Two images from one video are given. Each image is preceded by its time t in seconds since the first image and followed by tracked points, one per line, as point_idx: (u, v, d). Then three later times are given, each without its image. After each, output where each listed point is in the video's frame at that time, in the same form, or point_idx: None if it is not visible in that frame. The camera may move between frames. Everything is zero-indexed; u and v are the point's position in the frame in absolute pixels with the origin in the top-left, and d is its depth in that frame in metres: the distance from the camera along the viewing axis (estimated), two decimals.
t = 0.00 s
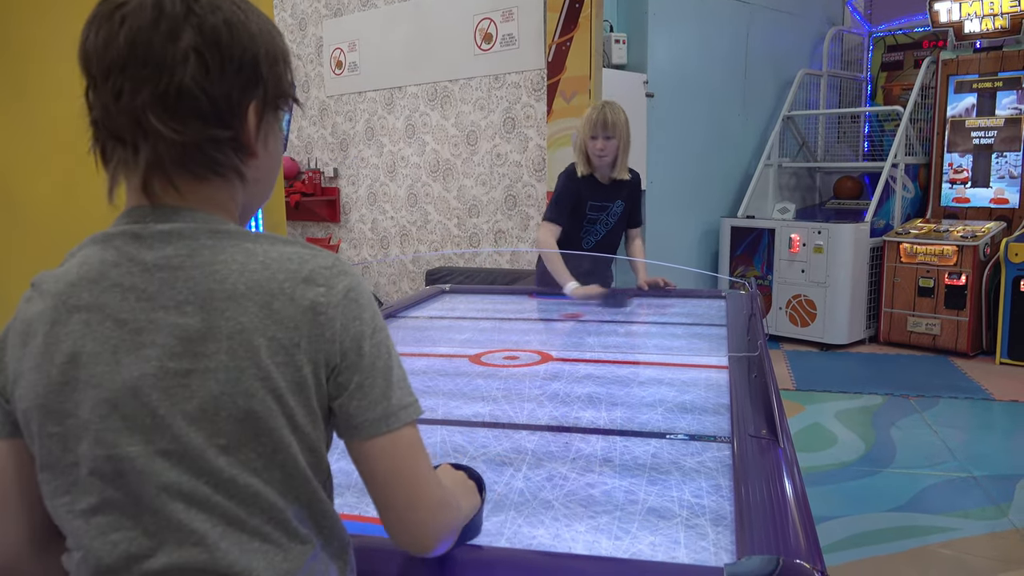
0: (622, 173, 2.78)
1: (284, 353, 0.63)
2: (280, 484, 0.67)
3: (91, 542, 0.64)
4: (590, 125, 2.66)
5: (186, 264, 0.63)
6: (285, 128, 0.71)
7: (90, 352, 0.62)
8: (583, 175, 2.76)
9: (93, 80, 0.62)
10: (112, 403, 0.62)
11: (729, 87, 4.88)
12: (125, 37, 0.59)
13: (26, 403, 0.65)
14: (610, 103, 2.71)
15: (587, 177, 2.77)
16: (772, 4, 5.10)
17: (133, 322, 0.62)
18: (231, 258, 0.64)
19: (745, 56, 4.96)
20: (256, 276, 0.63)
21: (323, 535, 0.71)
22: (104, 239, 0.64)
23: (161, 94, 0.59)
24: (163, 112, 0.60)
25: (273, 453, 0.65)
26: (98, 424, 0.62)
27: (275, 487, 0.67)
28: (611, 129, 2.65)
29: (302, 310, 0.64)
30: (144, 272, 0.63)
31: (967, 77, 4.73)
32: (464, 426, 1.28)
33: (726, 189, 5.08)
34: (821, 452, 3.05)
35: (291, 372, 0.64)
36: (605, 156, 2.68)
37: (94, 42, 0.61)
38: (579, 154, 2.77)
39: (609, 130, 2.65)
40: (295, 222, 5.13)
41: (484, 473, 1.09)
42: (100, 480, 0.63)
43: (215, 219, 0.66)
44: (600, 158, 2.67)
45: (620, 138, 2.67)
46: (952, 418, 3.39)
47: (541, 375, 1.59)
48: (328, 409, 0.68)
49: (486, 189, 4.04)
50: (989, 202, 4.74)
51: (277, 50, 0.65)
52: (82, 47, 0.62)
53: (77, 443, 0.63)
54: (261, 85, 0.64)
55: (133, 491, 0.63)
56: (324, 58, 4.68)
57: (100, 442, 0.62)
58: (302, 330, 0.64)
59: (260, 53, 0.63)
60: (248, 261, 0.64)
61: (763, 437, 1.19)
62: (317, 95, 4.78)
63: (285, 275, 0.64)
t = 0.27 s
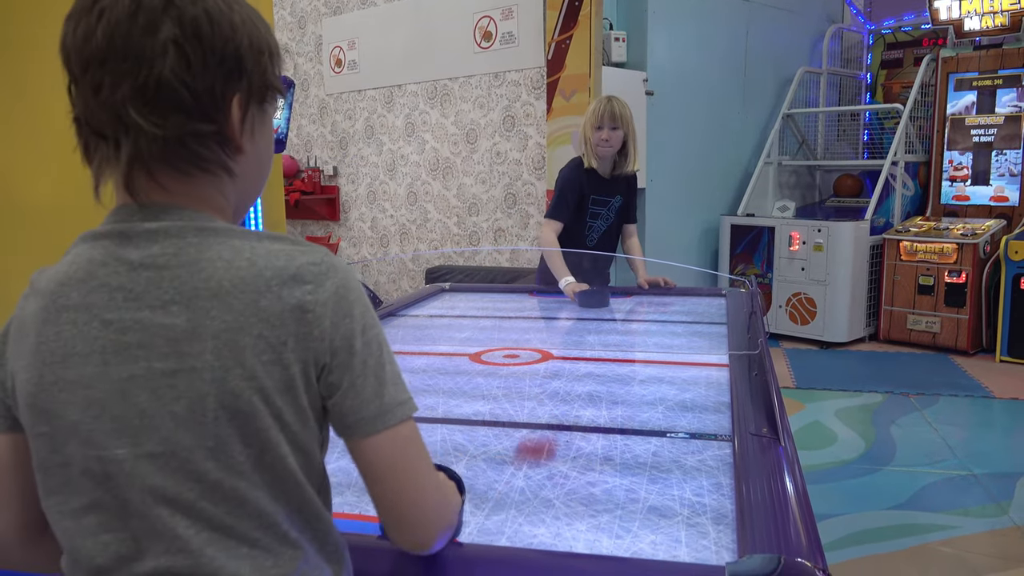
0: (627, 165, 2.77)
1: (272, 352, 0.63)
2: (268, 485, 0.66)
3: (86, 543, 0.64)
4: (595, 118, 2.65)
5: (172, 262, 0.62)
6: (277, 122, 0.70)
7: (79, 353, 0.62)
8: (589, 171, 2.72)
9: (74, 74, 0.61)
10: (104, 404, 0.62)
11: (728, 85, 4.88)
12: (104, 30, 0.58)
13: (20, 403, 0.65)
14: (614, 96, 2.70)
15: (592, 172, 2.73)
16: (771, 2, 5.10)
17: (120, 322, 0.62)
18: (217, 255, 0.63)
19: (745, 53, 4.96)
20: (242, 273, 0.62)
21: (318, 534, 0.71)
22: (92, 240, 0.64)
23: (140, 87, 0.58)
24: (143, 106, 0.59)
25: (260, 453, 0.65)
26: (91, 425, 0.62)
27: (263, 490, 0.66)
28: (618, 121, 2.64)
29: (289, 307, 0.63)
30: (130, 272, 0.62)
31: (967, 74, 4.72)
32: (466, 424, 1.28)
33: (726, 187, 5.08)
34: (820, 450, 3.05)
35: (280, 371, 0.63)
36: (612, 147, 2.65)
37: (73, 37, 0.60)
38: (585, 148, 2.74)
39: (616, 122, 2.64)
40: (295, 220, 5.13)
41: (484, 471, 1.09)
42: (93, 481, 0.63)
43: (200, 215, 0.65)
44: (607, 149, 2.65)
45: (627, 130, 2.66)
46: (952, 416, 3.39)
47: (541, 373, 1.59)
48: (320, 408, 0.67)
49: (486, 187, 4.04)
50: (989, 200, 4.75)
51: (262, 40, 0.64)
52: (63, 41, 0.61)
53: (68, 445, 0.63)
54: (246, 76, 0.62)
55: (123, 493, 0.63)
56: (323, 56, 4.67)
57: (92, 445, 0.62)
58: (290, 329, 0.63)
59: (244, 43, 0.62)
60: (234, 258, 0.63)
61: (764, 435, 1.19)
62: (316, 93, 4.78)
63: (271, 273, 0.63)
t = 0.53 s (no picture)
0: (619, 162, 2.81)
1: (260, 360, 0.62)
2: (255, 495, 0.65)
3: (72, 546, 0.64)
4: (592, 112, 2.66)
5: (159, 264, 0.61)
6: (270, 126, 0.70)
7: (54, 352, 0.62)
8: (581, 165, 2.76)
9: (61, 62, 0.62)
10: (83, 407, 0.61)
11: (728, 84, 4.88)
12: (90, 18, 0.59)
13: (3, 405, 0.64)
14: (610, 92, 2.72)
15: (586, 167, 2.77)
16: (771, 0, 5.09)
17: (97, 322, 0.61)
18: (205, 257, 0.62)
19: (744, 52, 4.95)
20: (232, 279, 0.61)
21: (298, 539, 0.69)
22: (75, 237, 0.63)
23: (117, 74, 0.58)
24: (119, 93, 0.59)
25: (245, 464, 0.63)
26: (70, 426, 0.62)
27: (243, 499, 0.64)
28: (614, 117, 2.66)
29: (278, 314, 0.62)
30: (111, 270, 0.61)
31: (967, 72, 4.72)
32: (466, 423, 1.28)
33: (726, 186, 5.08)
34: (821, 448, 3.05)
35: (267, 377, 0.62)
36: (608, 142, 2.68)
37: (62, 27, 0.61)
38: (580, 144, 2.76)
39: (613, 117, 2.66)
40: (295, 219, 5.12)
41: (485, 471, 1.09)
42: (74, 485, 0.62)
43: (182, 215, 0.64)
44: (603, 144, 2.67)
45: (621, 125, 2.69)
46: (952, 414, 3.39)
47: (542, 372, 1.59)
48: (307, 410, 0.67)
49: (486, 185, 4.04)
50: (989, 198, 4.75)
51: (254, 40, 0.63)
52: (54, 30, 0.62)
53: (49, 447, 0.62)
54: (230, 74, 0.62)
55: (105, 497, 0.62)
56: (322, 55, 4.67)
57: (72, 446, 0.62)
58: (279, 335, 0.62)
59: (232, 41, 0.61)
60: (223, 262, 0.62)
61: (763, 433, 1.19)
62: (315, 92, 4.77)
63: (261, 279, 0.62)
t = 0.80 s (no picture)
0: (619, 167, 2.78)
1: (233, 362, 0.62)
2: (227, 501, 0.65)
3: (57, 544, 0.64)
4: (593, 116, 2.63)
5: (135, 266, 0.62)
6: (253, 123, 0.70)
7: (35, 354, 0.62)
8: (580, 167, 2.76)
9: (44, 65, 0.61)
10: (63, 410, 0.61)
11: (729, 82, 4.87)
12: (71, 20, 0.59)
13: None
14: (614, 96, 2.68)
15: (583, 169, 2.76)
16: None
17: (75, 325, 0.61)
18: (182, 260, 0.63)
19: (745, 50, 4.95)
20: (206, 280, 0.62)
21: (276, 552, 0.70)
22: (59, 241, 0.64)
23: (106, 76, 0.58)
24: (108, 96, 0.59)
25: (215, 473, 0.63)
26: (50, 427, 0.62)
27: (216, 502, 0.65)
28: (616, 122, 2.63)
29: (254, 315, 0.62)
30: (90, 272, 0.62)
31: (967, 70, 4.72)
32: (465, 421, 1.28)
33: (726, 184, 5.08)
34: (820, 446, 3.06)
35: (244, 381, 0.62)
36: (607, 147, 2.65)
37: (43, 30, 0.61)
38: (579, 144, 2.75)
39: (614, 122, 2.63)
40: (295, 217, 5.12)
41: (482, 468, 1.09)
42: (56, 486, 0.63)
43: (171, 215, 0.65)
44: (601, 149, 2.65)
45: (622, 131, 2.66)
46: (951, 412, 3.40)
47: (540, 370, 1.59)
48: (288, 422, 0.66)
49: (485, 184, 4.04)
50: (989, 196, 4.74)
51: (237, 37, 0.64)
52: (32, 33, 0.62)
53: (31, 448, 0.63)
54: (217, 71, 0.62)
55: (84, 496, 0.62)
56: (322, 53, 4.67)
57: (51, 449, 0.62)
58: (256, 338, 0.62)
59: (218, 38, 0.62)
60: (200, 263, 0.63)
61: (762, 431, 1.19)
62: (316, 90, 4.77)
63: (238, 282, 0.62)
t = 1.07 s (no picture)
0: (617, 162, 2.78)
1: (243, 354, 0.62)
2: (231, 497, 0.65)
3: (59, 542, 0.64)
4: (586, 111, 2.65)
5: (145, 260, 0.62)
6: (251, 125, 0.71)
7: (40, 352, 0.61)
8: (574, 163, 2.76)
9: (50, 65, 0.61)
10: (71, 403, 0.61)
11: (728, 80, 4.87)
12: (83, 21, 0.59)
13: None
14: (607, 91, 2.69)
15: (577, 165, 2.77)
16: None
17: (82, 319, 0.61)
18: (192, 252, 0.63)
19: (743, 48, 4.95)
20: (217, 272, 0.63)
21: (270, 550, 0.69)
22: (65, 238, 0.64)
23: (119, 79, 0.59)
24: (120, 98, 0.59)
25: (220, 465, 0.63)
26: (55, 421, 0.62)
27: (218, 500, 0.65)
28: (608, 116, 2.64)
29: (265, 308, 0.63)
30: (97, 266, 0.62)
31: (966, 68, 4.72)
32: (464, 418, 1.28)
33: (726, 182, 5.08)
34: (819, 444, 3.06)
35: (251, 373, 0.63)
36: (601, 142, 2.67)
37: (50, 30, 0.61)
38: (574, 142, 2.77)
39: (607, 116, 2.64)
40: (294, 215, 5.12)
41: (482, 466, 1.09)
42: (62, 482, 0.63)
43: (178, 212, 0.65)
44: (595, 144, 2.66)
45: (615, 124, 2.67)
46: (950, 410, 3.40)
47: (540, 367, 1.59)
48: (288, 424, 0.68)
49: (485, 182, 4.04)
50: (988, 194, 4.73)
51: (242, 43, 0.65)
52: (38, 33, 0.62)
53: (35, 444, 0.63)
54: (224, 75, 0.64)
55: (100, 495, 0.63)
56: (322, 51, 4.66)
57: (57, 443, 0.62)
58: (265, 331, 0.63)
59: (224, 44, 0.63)
60: (210, 256, 0.63)
61: (761, 428, 1.20)
62: (314, 89, 4.76)
63: (249, 274, 0.63)
